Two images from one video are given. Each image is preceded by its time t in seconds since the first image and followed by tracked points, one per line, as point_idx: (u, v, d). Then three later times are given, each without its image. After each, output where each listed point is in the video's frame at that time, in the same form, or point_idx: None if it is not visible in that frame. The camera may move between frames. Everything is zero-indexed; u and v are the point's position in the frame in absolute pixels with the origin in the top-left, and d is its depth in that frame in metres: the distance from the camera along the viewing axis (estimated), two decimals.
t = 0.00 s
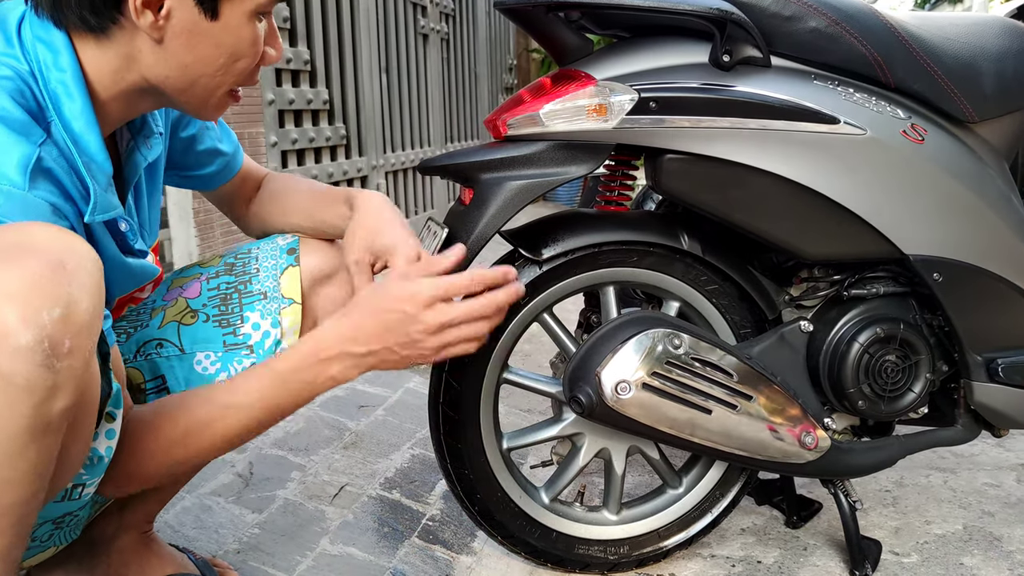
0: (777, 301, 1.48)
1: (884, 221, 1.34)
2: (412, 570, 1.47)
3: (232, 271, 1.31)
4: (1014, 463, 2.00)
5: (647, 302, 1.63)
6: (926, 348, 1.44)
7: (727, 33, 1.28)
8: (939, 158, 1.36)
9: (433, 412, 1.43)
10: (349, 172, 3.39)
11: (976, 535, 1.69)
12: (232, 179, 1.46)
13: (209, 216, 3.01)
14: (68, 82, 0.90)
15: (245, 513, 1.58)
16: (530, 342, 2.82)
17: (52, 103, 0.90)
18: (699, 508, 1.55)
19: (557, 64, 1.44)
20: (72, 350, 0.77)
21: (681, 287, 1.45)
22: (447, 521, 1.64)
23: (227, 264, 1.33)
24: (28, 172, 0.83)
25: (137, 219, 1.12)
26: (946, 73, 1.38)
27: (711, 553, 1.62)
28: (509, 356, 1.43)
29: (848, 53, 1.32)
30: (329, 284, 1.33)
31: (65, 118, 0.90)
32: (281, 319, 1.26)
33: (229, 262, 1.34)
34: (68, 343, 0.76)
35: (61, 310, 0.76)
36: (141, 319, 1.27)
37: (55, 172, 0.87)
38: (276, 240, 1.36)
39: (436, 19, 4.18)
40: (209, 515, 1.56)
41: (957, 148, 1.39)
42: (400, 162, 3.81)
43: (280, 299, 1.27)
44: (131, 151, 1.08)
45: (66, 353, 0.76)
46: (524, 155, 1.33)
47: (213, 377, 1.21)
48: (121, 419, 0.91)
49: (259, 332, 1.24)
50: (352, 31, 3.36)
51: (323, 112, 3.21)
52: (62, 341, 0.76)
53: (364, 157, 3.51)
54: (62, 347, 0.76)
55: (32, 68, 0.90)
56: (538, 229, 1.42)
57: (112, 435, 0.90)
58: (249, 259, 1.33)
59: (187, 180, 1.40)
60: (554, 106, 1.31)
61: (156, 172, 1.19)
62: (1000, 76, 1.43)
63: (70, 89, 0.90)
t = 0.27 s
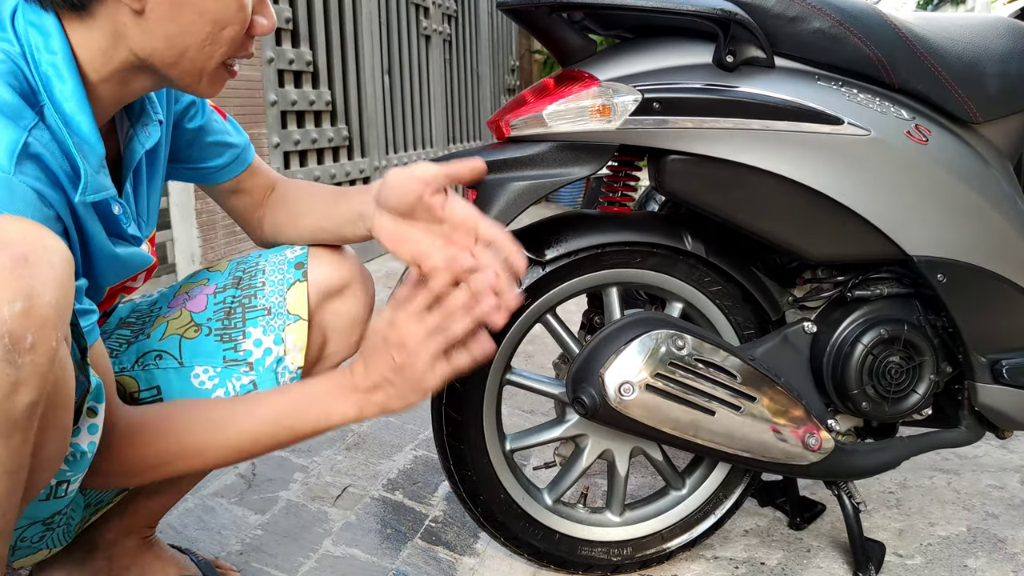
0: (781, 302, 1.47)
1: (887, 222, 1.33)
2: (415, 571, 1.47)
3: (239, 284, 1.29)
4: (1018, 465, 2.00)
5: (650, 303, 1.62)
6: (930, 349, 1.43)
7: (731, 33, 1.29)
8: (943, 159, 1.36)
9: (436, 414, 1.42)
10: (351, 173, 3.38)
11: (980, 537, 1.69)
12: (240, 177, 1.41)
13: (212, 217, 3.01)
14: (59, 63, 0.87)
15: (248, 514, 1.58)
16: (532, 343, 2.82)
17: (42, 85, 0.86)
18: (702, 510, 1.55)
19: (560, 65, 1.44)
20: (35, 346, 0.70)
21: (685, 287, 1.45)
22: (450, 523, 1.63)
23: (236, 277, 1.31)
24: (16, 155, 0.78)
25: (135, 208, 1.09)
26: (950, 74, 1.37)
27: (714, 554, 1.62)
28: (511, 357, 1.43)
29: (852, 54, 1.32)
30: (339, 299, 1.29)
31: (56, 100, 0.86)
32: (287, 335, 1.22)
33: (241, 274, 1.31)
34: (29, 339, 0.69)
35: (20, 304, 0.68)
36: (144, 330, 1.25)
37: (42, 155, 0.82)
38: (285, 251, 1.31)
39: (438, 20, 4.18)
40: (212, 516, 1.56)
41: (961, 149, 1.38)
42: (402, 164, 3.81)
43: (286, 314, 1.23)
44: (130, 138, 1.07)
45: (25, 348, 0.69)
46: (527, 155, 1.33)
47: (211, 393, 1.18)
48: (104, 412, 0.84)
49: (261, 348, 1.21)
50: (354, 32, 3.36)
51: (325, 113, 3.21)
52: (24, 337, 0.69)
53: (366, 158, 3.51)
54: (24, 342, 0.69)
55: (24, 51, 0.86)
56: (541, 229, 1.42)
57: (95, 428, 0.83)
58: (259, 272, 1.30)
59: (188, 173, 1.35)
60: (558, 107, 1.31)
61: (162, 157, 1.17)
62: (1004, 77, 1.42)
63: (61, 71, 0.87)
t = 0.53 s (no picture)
0: (784, 304, 1.47)
1: (891, 223, 1.33)
2: (417, 573, 1.46)
3: (256, 301, 1.19)
4: (1021, 467, 1.99)
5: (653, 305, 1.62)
6: (933, 351, 1.43)
7: (734, 35, 1.29)
8: (946, 161, 1.36)
9: (439, 415, 1.42)
10: (354, 174, 3.38)
11: (984, 539, 1.68)
12: (269, 190, 1.34)
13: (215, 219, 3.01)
14: (102, 43, 0.87)
15: (250, 515, 1.58)
16: (535, 344, 2.82)
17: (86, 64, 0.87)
18: (706, 512, 1.55)
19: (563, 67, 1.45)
20: (47, 363, 0.70)
21: (688, 289, 1.44)
22: (453, 524, 1.63)
23: (253, 295, 1.21)
24: (54, 117, 0.81)
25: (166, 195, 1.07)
26: (953, 76, 1.38)
27: (717, 556, 1.62)
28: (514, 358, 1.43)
29: (855, 56, 1.32)
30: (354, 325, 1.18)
31: (99, 76, 0.87)
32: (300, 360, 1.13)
33: (257, 288, 1.21)
34: (41, 356, 0.70)
35: (34, 320, 0.70)
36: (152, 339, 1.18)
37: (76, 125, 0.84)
38: (304, 267, 1.22)
39: (440, 22, 4.18)
40: (215, 518, 1.56)
41: (964, 151, 1.38)
42: (405, 165, 3.81)
43: (298, 334, 1.15)
44: (165, 129, 1.04)
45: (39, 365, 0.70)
46: (530, 157, 1.32)
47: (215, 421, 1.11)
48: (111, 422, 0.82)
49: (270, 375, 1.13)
50: (357, 34, 3.37)
51: (328, 115, 3.21)
52: (35, 353, 0.70)
53: (369, 159, 3.52)
54: (35, 360, 0.70)
55: (69, 31, 0.88)
56: (544, 231, 1.42)
57: (100, 438, 0.82)
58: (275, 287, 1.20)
59: (217, 181, 1.29)
60: (561, 108, 1.31)
61: (193, 152, 1.15)
62: (1008, 79, 1.42)
63: (105, 50, 0.87)
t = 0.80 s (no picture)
0: (786, 305, 1.47)
1: (893, 225, 1.33)
2: None
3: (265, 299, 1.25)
4: None
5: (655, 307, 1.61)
6: (936, 353, 1.43)
7: (735, 36, 1.29)
8: (949, 162, 1.35)
9: (440, 417, 1.42)
10: (354, 176, 3.36)
11: (986, 542, 1.68)
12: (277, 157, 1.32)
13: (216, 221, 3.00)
14: None
15: (251, 518, 1.57)
16: (536, 346, 2.81)
17: None
18: (708, 514, 1.54)
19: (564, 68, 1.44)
20: (169, 450, 0.86)
21: (689, 291, 1.44)
22: (454, 527, 1.63)
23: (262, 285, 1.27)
24: None
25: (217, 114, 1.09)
26: (955, 77, 1.37)
27: (719, 559, 1.61)
28: (515, 360, 1.43)
29: (857, 57, 1.32)
30: (357, 329, 1.26)
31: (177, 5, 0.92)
32: (300, 367, 1.20)
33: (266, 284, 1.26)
34: (168, 444, 0.85)
35: (170, 415, 0.85)
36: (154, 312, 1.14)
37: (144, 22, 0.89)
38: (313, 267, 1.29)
39: (442, 24, 4.18)
40: (215, 520, 1.55)
41: (967, 153, 1.38)
42: (406, 167, 3.80)
43: (304, 346, 1.20)
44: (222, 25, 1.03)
45: (163, 452, 0.85)
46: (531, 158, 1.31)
47: (213, 417, 1.17)
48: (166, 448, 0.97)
49: (271, 378, 1.19)
50: (358, 36, 3.36)
51: (330, 116, 3.21)
52: (163, 443, 0.85)
53: (370, 160, 3.51)
54: (162, 447, 0.85)
55: None
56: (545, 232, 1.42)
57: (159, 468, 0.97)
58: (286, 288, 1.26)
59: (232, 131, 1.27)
60: (562, 110, 1.30)
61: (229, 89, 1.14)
62: (1010, 81, 1.42)
63: None
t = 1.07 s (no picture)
0: (790, 311, 1.43)
1: (898, 230, 1.30)
2: None
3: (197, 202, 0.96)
4: None
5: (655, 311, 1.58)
6: (943, 361, 1.39)
7: (737, 36, 1.26)
8: (956, 165, 1.32)
9: (436, 426, 1.39)
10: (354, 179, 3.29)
11: (994, 553, 1.64)
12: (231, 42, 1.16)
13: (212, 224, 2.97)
14: None
15: (243, 528, 1.53)
16: (536, 351, 2.78)
17: None
18: (709, 525, 1.51)
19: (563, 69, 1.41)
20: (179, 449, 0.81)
21: (691, 296, 1.41)
22: (450, 537, 1.59)
23: (210, 197, 0.97)
24: None
25: None
26: (963, 78, 1.34)
27: (721, 570, 1.57)
28: (512, 367, 1.39)
29: (862, 57, 1.29)
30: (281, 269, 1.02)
31: None
32: (216, 278, 0.92)
33: (219, 178, 1.00)
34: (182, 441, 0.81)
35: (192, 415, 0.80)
36: (117, 156, 0.92)
37: None
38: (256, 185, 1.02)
39: (442, 26, 4.15)
40: (206, 531, 1.50)
41: (975, 155, 1.35)
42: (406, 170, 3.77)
43: (228, 257, 0.95)
44: None
45: (177, 451, 0.81)
46: (530, 159, 1.29)
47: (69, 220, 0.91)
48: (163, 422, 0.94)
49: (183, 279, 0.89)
50: (357, 38, 3.33)
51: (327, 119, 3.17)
52: (179, 441, 0.80)
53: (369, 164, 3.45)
54: (176, 444, 0.80)
55: None
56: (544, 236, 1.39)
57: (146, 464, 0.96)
58: (227, 201, 1.00)
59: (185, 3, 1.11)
60: (560, 111, 1.28)
61: None
62: (1019, 81, 1.39)
63: None
